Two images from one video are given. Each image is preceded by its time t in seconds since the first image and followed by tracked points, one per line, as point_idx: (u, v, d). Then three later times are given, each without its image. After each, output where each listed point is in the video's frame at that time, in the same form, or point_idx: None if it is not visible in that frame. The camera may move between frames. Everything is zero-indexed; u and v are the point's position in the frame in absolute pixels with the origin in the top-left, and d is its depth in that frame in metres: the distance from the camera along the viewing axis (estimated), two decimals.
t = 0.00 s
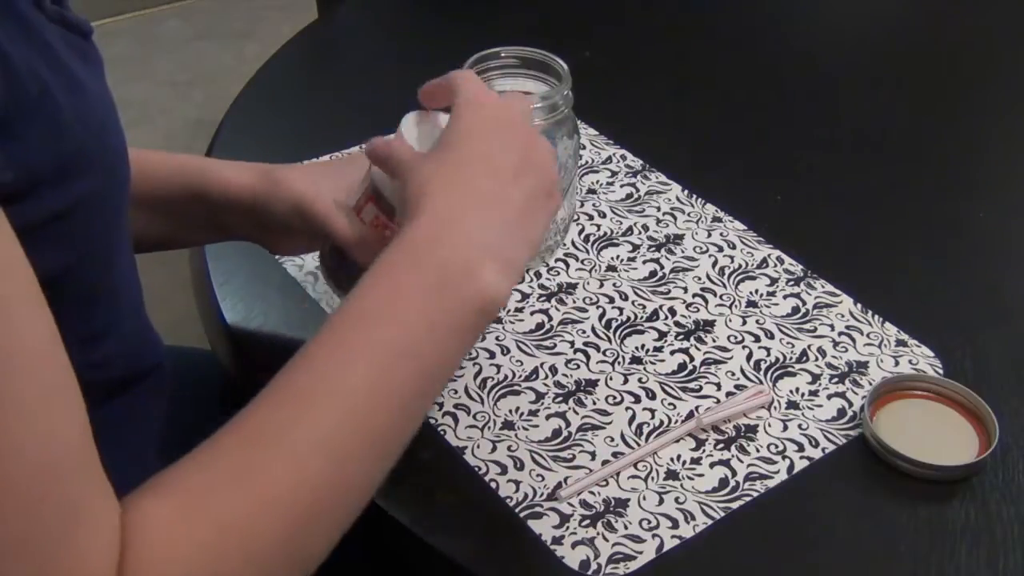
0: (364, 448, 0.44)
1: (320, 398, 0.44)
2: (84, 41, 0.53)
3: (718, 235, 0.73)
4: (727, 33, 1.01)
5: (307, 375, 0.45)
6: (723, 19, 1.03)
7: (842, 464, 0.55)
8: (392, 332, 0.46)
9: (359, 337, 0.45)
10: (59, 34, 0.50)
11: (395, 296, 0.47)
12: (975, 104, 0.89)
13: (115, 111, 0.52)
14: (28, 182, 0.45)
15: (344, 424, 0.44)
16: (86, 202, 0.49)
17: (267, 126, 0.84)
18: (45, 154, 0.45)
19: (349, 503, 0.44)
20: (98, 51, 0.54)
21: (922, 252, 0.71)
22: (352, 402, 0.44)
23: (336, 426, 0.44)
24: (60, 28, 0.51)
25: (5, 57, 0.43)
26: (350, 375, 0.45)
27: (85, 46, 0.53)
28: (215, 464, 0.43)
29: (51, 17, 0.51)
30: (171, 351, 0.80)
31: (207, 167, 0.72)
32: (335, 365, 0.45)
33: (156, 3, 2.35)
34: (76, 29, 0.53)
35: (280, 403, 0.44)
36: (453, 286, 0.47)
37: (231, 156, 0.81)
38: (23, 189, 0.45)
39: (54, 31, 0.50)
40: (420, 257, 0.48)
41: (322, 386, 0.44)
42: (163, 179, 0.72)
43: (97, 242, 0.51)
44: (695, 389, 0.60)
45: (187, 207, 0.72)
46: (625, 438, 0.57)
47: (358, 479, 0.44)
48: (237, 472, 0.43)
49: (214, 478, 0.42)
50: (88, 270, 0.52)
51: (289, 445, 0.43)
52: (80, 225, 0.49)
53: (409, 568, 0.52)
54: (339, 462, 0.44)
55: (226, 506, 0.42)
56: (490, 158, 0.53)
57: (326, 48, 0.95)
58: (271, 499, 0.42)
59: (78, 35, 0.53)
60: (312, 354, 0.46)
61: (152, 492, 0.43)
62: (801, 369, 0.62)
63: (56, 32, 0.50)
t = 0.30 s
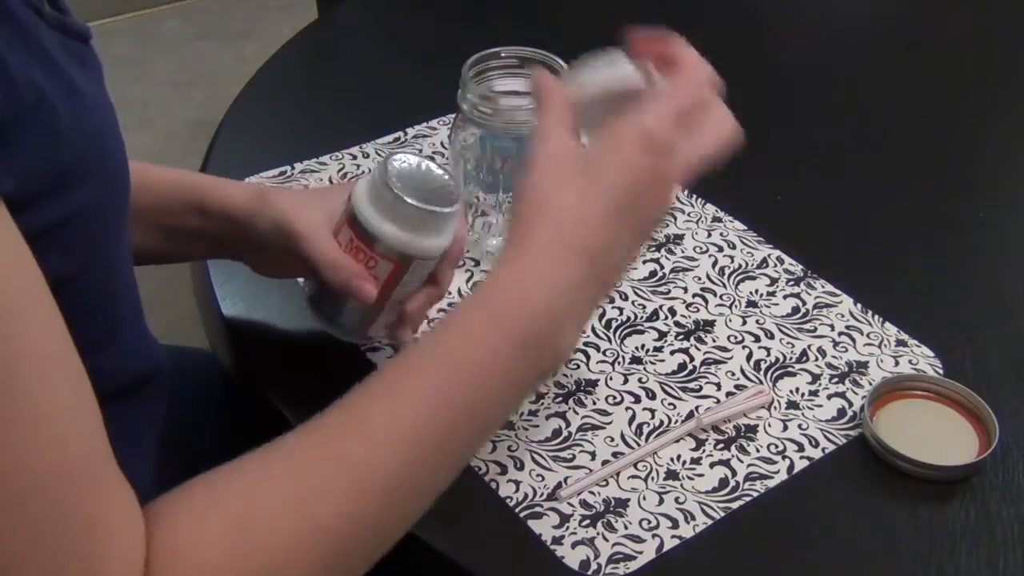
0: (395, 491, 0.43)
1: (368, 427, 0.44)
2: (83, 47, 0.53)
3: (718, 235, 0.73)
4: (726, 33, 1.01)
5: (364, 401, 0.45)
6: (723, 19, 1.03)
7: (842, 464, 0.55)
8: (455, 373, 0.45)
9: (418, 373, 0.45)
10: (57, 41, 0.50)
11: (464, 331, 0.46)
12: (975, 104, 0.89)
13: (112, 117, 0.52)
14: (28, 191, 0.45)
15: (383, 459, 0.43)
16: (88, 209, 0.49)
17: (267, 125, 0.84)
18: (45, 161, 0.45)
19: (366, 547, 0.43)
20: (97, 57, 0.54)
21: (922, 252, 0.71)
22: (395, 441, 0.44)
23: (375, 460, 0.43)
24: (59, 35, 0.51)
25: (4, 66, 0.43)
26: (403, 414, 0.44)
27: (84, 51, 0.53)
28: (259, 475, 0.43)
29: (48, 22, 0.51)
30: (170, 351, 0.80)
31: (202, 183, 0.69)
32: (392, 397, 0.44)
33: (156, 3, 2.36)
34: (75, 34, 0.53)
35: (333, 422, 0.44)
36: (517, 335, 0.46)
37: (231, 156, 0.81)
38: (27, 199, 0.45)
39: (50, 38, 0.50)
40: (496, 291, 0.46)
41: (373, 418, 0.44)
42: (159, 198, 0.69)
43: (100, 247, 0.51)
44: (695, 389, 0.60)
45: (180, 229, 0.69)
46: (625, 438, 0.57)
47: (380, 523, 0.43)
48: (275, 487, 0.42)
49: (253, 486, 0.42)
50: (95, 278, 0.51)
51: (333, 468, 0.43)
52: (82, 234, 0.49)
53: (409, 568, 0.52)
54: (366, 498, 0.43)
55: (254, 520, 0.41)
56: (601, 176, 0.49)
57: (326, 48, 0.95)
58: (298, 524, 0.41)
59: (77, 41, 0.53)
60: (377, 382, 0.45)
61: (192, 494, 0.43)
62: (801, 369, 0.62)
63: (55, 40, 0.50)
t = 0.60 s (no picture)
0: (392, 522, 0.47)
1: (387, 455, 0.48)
2: (82, 51, 0.53)
3: (718, 235, 0.73)
4: (727, 34, 1.01)
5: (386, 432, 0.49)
6: (724, 20, 1.03)
7: (842, 463, 0.55)
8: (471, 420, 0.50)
9: (438, 414, 0.50)
10: (56, 45, 0.50)
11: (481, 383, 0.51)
12: (975, 104, 0.89)
13: (112, 122, 0.52)
14: (27, 200, 0.45)
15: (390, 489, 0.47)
16: (89, 214, 0.49)
17: (267, 126, 0.84)
18: (43, 165, 0.45)
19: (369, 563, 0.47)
20: (96, 59, 0.54)
21: (921, 252, 0.71)
22: (410, 470, 0.48)
23: (389, 486, 0.47)
24: (58, 38, 0.51)
25: (6, 72, 0.43)
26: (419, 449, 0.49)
27: (84, 55, 0.53)
28: (283, 487, 0.47)
29: (48, 26, 0.50)
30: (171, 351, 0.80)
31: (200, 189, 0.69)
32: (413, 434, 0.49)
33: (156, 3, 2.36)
34: (74, 37, 0.52)
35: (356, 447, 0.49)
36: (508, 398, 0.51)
37: (232, 156, 0.81)
38: (25, 204, 0.45)
39: (51, 42, 0.49)
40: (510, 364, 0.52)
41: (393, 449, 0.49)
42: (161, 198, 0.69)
43: (100, 252, 0.51)
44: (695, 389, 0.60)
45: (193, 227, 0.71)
46: (625, 438, 0.57)
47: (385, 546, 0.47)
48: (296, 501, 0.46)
49: (274, 499, 0.46)
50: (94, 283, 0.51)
51: (340, 488, 0.47)
52: (82, 241, 0.49)
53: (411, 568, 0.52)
54: (377, 517, 0.47)
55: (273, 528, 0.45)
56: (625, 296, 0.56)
57: (326, 48, 0.95)
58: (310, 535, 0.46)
59: (76, 44, 0.52)
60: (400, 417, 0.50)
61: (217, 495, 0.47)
62: (802, 369, 0.62)
63: (55, 43, 0.50)
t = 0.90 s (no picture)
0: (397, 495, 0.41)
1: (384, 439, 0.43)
2: (45, 43, 0.53)
3: (718, 235, 0.73)
4: (727, 34, 1.01)
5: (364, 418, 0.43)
6: (724, 20, 1.03)
7: (842, 463, 0.55)
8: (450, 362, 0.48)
9: (431, 350, 0.48)
10: (16, 37, 0.50)
11: (440, 328, 0.49)
12: (976, 104, 0.89)
13: (77, 114, 0.51)
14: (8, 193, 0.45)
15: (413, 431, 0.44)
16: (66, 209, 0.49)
17: (267, 126, 0.84)
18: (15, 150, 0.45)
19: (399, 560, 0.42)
20: (59, 52, 0.54)
21: (921, 252, 0.71)
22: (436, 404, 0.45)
23: (403, 467, 0.42)
24: (19, 33, 0.51)
25: None
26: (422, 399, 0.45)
27: (48, 48, 0.53)
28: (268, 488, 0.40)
29: (6, 17, 0.50)
30: (171, 352, 0.80)
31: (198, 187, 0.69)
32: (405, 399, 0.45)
33: (156, 3, 2.36)
34: (36, 29, 0.52)
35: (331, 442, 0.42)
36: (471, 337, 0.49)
37: (231, 154, 0.81)
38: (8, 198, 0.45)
39: (12, 38, 0.49)
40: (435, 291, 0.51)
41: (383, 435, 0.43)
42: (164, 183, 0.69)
43: (82, 245, 0.51)
44: (695, 390, 0.60)
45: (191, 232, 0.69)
46: (625, 438, 0.57)
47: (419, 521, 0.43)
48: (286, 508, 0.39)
49: (245, 514, 0.38)
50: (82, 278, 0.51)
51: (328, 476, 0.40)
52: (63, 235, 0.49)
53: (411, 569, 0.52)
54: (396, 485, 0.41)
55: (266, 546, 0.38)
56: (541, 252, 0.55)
57: (326, 48, 0.95)
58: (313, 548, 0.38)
59: (38, 38, 0.52)
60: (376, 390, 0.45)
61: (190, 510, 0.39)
62: (801, 369, 0.62)
63: (16, 38, 0.50)
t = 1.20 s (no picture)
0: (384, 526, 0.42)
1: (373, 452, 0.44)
2: (43, 43, 0.53)
3: (718, 235, 0.73)
4: (727, 34, 1.01)
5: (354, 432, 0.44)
6: (724, 20, 1.03)
7: (841, 463, 0.55)
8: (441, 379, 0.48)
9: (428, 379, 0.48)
10: (13, 37, 0.50)
11: (432, 345, 0.50)
12: (976, 104, 0.89)
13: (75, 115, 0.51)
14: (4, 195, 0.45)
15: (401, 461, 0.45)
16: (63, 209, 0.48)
17: (267, 125, 0.84)
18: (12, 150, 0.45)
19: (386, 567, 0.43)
20: (60, 52, 0.54)
21: (922, 252, 0.71)
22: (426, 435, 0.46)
23: (393, 477, 0.43)
24: (16, 33, 0.51)
25: None
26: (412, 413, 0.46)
27: (46, 48, 0.53)
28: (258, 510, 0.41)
29: (3, 17, 0.50)
30: (172, 352, 0.80)
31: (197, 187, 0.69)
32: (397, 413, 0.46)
33: (156, 3, 2.36)
34: (34, 30, 0.52)
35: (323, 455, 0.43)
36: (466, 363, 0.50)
37: (231, 154, 0.81)
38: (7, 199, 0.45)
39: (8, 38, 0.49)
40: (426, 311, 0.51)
41: (369, 448, 0.44)
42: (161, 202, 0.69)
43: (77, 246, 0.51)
44: (695, 390, 0.60)
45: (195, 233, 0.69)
46: (625, 438, 0.57)
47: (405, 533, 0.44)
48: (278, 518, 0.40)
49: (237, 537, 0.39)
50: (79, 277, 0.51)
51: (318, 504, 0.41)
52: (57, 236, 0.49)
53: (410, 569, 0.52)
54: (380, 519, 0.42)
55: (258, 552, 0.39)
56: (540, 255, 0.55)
57: (327, 48, 0.95)
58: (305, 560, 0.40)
59: (37, 38, 0.52)
60: (370, 402, 0.46)
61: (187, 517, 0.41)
62: (802, 369, 0.62)
63: (13, 38, 0.50)
